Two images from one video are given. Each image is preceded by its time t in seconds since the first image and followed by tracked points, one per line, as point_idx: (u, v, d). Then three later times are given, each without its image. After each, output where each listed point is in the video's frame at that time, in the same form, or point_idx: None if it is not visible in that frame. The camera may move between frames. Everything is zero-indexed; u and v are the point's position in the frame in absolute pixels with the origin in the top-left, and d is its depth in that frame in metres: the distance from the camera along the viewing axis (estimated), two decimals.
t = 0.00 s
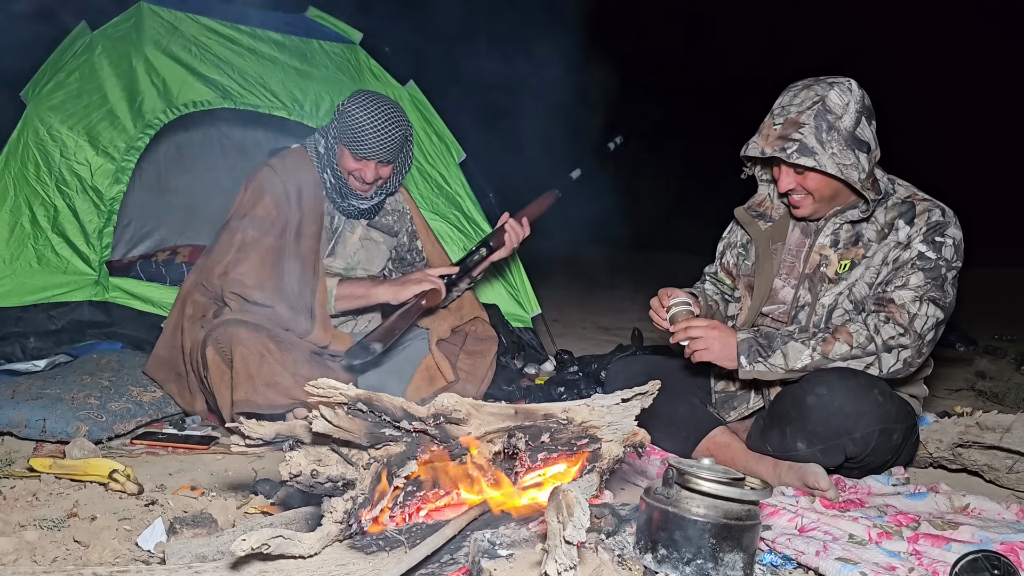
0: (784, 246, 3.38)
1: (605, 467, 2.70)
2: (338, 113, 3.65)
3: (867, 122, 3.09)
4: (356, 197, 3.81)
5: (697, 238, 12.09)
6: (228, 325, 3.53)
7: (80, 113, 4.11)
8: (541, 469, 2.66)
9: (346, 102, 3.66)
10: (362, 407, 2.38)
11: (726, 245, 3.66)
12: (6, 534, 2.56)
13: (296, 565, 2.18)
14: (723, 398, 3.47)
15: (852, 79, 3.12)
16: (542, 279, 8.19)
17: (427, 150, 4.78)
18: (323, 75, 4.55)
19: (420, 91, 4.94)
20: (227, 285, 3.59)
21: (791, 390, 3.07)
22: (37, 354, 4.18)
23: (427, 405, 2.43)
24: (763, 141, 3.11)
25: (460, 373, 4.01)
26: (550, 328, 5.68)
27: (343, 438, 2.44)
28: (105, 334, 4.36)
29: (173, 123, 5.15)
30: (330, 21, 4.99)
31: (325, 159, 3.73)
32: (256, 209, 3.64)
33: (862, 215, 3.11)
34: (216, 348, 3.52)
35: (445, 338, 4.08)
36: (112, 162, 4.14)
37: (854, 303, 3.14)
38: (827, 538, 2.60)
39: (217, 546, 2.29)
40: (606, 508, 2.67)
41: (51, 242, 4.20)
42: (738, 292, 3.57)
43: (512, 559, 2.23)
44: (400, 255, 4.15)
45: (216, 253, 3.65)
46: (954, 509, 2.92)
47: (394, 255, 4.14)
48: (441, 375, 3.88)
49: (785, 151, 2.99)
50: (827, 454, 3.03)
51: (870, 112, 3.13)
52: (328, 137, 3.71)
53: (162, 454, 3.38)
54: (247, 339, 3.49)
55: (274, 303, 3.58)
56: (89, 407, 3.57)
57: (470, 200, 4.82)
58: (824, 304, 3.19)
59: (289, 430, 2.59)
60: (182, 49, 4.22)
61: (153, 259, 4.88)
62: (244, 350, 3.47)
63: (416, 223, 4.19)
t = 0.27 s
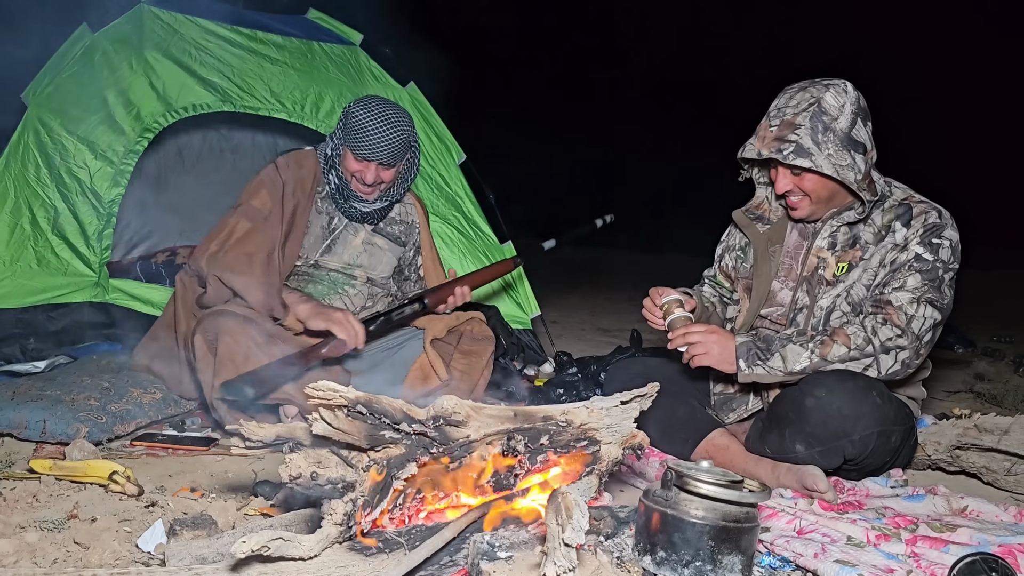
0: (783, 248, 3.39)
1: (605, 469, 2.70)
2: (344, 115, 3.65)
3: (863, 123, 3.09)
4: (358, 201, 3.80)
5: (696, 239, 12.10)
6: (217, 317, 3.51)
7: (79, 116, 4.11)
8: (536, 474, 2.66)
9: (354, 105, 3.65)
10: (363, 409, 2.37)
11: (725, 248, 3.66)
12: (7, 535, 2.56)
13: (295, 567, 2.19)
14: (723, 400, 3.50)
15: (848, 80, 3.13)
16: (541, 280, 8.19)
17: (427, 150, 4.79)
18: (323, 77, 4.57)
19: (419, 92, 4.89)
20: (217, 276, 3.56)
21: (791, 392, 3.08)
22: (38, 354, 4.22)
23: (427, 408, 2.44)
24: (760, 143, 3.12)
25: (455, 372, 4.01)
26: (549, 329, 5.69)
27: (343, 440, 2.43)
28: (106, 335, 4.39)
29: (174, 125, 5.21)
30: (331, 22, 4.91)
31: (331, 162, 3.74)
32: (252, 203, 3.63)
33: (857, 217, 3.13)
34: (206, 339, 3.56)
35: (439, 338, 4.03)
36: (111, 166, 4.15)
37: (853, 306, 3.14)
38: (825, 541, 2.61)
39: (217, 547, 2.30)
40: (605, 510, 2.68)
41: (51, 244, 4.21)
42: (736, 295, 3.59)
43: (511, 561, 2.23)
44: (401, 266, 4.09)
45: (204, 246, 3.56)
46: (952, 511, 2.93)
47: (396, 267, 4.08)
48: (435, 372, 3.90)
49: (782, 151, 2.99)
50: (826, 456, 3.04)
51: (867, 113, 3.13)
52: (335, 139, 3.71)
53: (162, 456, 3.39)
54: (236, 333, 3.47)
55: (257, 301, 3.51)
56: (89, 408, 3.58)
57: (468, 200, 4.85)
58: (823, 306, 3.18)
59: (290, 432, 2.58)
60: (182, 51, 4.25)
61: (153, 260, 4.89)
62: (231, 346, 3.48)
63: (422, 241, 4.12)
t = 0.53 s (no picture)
0: (783, 249, 3.39)
1: (607, 470, 2.70)
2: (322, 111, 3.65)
3: (864, 124, 3.09)
4: (345, 196, 3.74)
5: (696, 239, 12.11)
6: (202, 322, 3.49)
7: (82, 116, 4.11)
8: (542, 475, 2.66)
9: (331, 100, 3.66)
10: (365, 410, 2.38)
11: (726, 250, 3.66)
12: (10, 535, 2.56)
13: (298, 568, 2.19)
14: (723, 400, 3.50)
15: (847, 81, 3.13)
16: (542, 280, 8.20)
17: (428, 149, 4.80)
18: (325, 77, 4.59)
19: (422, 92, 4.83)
20: (202, 281, 3.60)
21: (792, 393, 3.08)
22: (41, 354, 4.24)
23: (430, 408, 2.45)
24: (760, 143, 3.13)
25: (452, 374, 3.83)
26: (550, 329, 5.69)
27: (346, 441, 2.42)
28: (108, 336, 4.37)
29: (177, 125, 5.20)
30: (333, 22, 4.88)
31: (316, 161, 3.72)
32: (242, 210, 3.71)
33: (857, 218, 3.13)
34: (191, 344, 3.54)
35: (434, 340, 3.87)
36: (113, 166, 4.14)
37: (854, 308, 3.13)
38: (827, 542, 2.61)
39: (220, 548, 2.30)
40: (607, 511, 2.69)
41: (53, 244, 4.17)
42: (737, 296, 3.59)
43: (513, 562, 2.24)
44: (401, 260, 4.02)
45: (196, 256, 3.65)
46: (954, 513, 2.93)
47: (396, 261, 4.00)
48: (431, 374, 3.74)
49: (782, 151, 2.99)
50: (828, 457, 3.04)
51: (867, 114, 3.13)
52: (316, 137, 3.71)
53: (164, 456, 3.39)
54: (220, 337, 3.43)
55: (237, 303, 3.54)
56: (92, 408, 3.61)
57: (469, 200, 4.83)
58: (823, 307, 3.19)
59: (293, 433, 2.56)
60: (184, 50, 4.25)
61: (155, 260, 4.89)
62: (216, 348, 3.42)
63: (420, 232, 4.00)
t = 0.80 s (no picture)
0: (786, 249, 3.39)
1: (610, 470, 2.72)
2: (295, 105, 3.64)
3: (866, 124, 3.09)
4: (325, 188, 3.74)
5: (698, 238, 12.09)
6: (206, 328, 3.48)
7: (86, 115, 4.09)
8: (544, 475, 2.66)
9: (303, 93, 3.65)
10: (369, 409, 2.36)
11: (728, 250, 3.66)
12: (12, 535, 2.56)
13: (301, 568, 2.19)
14: (727, 400, 3.50)
15: (851, 81, 3.12)
16: (544, 280, 8.19)
17: (431, 149, 4.79)
18: (329, 77, 4.59)
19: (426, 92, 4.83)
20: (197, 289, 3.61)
21: (795, 393, 3.07)
22: (42, 354, 4.23)
23: (432, 408, 2.44)
24: (763, 142, 3.12)
25: (455, 377, 3.88)
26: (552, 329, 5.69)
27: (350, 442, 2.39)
28: (109, 335, 4.43)
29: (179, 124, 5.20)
30: (335, 21, 4.88)
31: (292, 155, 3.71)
32: (225, 215, 3.72)
33: (859, 218, 3.12)
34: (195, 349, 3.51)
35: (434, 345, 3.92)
36: (117, 165, 4.16)
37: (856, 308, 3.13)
38: (831, 542, 2.60)
39: (223, 548, 2.30)
40: (610, 511, 2.69)
41: (56, 244, 4.17)
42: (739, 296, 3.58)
43: (516, 562, 2.23)
44: (382, 251, 4.08)
45: (184, 261, 3.69)
46: (957, 513, 2.92)
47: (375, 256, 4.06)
48: (434, 379, 3.80)
49: (785, 151, 2.99)
50: (832, 458, 3.03)
51: (869, 114, 3.12)
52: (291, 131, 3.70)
53: (166, 455, 3.39)
54: (224, 340, 3.43)
55: (237, 308, 3.54)
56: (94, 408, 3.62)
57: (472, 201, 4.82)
58: (826, 307, 3.18)
59: (295, 433, 2.50)
60: (187, 50, 4.26)
61: (157, 259, 4.89)
62: (220, 351, 3.41)
63: (397, 222, 4.08)
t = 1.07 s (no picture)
0: (789, 247, 3.39)
1: (612, 469, 2.68)
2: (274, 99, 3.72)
3: (869, 123, 3.09)
4: (309, 180, 3.76)
5: (700, 237, 12.08)
6: (194, 311, 3.53)
7: (88, 115, 4.10)
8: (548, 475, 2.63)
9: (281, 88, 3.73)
10: (372, 407, 2.36)
11: (732, 247, 3.65)
12: (16, 533, 2.57)
13: (304, 566, 2.19)
14: (729, 399, 3.50)
15: (855, 80, 3.12)
16: (547, 279, 8.19)
17: (433, 149, 4.79)
18: (330, 75, 4.55)
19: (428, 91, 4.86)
20: (187, 282, 3.63)
21: (798, 392, 3.07)
22: (44, 353, 4.08)
23: (436, 407, 2.45)
24: (766, 141, 3.12)
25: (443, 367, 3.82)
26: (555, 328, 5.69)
27: (352, 440, 2.41)
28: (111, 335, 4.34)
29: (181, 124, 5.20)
30: (336, 20, 4.91)
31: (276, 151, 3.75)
32: (216, 212, 3.74)
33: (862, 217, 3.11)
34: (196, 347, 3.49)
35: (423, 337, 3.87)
36: (118, 165, 4.16)
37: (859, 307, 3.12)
38: (834, 541, 2.60)
39: (225, 546, 2.30)
40: (614, 510, 2.68)
41: (57, 242, 4.20)
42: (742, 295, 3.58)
43: (519, 561, 2.23)
44: (374, 247, 4.05)
45: (177, 258, 3.70)
46: (960, 512, 2.92)
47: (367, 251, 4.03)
48: (423, 370, 3.75)
49: (789, 151, 3.00)
50: (834, 457, 3.03)
51: (872, 113, 3.11)
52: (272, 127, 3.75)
53: (169, 454, 3.39)
54: (213, 325, 3.47)
55: (226, 296, 3.58)
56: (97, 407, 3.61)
57: (474, 201, 4.83)
58: (830, 306, 3.17)
59: (298, 432, 2.51)
60: (188, 51, 4.24)
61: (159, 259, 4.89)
62: (207, 335, 3.45)
63: (389, 216, 4.06)
